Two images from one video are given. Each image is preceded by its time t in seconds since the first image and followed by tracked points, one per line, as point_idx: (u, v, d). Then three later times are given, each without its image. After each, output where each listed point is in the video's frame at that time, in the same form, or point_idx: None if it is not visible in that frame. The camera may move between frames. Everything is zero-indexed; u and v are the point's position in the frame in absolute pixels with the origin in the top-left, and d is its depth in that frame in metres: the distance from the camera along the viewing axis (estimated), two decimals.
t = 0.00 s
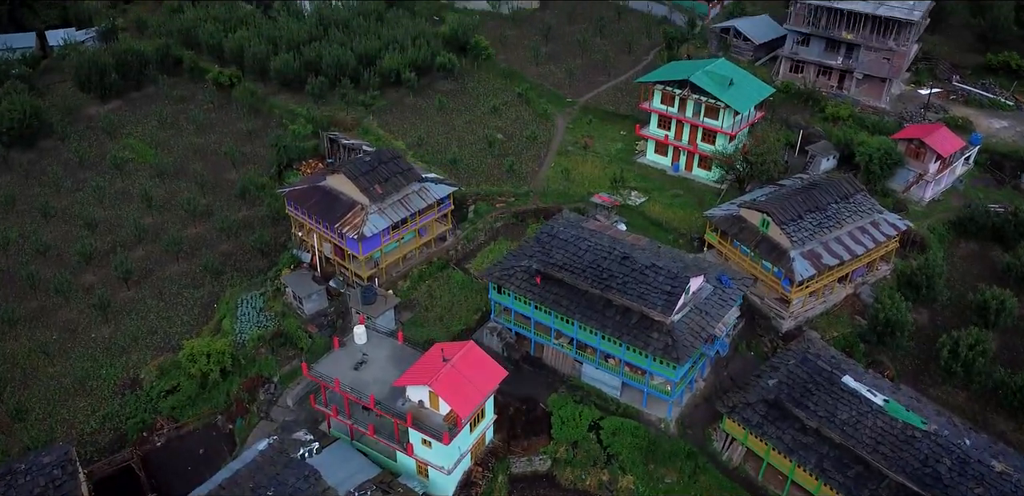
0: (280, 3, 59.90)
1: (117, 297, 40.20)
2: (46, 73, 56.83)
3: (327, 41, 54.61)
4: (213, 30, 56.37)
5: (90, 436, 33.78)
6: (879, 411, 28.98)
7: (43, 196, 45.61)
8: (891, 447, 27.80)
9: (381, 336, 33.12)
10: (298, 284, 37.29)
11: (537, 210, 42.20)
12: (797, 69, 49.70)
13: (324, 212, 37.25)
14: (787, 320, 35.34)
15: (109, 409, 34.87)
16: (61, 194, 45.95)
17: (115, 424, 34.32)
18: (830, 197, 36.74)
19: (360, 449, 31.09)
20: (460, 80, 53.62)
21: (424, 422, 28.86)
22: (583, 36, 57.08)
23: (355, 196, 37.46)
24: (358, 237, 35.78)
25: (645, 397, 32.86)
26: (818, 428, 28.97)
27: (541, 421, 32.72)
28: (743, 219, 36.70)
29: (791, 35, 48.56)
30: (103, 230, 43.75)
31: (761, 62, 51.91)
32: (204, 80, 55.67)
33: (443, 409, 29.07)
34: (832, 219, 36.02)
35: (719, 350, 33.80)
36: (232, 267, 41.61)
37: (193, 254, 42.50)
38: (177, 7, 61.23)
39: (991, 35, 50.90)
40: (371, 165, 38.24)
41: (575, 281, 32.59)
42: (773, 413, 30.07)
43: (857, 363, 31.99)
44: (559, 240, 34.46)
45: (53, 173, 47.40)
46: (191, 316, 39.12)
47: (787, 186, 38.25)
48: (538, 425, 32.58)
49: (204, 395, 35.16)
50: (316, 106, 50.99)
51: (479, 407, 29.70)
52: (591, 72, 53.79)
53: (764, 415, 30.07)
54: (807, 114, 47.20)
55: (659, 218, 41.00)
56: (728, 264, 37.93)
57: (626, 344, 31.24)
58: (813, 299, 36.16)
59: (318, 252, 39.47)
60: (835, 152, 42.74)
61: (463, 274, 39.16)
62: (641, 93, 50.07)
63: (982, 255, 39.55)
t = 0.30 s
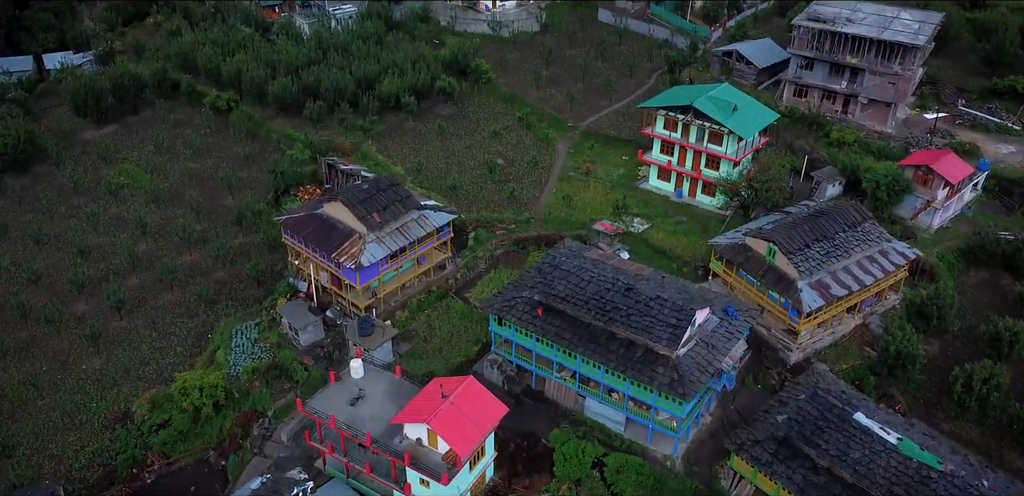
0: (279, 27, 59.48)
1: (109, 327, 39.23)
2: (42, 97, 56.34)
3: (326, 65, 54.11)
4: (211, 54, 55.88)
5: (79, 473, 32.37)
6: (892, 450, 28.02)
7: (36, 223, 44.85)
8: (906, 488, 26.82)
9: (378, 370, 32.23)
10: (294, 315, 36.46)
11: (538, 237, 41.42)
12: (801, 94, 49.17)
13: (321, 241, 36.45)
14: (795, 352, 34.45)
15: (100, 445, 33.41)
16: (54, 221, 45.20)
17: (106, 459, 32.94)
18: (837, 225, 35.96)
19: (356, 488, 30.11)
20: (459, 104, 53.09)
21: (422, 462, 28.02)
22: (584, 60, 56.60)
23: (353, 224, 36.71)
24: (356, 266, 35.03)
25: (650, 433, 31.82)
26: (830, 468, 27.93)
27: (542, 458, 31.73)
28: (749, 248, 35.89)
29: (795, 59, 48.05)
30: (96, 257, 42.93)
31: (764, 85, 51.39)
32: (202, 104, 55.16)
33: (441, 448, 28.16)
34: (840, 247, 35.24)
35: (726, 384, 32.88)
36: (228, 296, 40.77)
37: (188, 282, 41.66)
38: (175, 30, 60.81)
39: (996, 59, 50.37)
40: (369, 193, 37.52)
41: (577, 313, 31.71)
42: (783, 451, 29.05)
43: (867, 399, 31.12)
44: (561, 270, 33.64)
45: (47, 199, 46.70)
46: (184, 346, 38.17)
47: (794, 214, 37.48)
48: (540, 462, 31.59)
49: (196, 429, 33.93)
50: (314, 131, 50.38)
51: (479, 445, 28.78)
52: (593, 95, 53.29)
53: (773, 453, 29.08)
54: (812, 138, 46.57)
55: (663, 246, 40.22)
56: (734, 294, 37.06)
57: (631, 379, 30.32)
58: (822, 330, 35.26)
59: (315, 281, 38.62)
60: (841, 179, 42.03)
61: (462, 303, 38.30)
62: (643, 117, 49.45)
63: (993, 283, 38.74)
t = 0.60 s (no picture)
0: (278, 49, 59.05)
1: (101, 358, 38.21)
2: (38, 120, 55.79)
3: (325, 88, 53.62)
4: (209, 77, 55.38)
5: None
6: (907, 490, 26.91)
7: (28, 250, 44.09)
8: None
9: (375, 405, 31.30)
10: (289, 347, 35.79)
11: (539, 265, 40.63)
12: (805, 118, 48.60)
13: (317, 270, 35.64)
14: (803, 385, 33.53)
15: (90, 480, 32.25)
16: (47, 248, 44.42)
17: None
18: (845, 253, 35.17)
19: None
20: (460, 128, 52.56)
21: None
22: (586, 83, 56.16)
23: (350, 253, 35.96)
24: (353, 296, 34.23)
25: (655, 469, 30.76)
26: None
27: None
28: (755, 277, 35.07)
29: (798, 83, 47.52)
30: (89, 285, 42.11)
31: (768, 109, 50.88)
32: (199, 127, 54.58)
33: (439, 487, 27.20)
34: (848, 277, 34.44)
35: (733, 420, 31.90)
36: (222, 325, 39.89)
37: (182, 311, 40.78)
38: (173, 53, 60.36)
39: (1001, 83, 49.90)
40: (367, 221, 36.79)
41: (580, 346, 30.81)
42: (793, 491, 27.90)
43: (879, 435, 30.18)
44: (562, 301, 32.82)
45: (40, 225, 45.97)
46: (177, 377, 37.14)
47: (800, 243, 36.71)
48: None
49: (186, 465, 32.80)
50: (313, 156, 49.79)
51: (479, 485, 27.78)
52: (594, 120, 52.73)
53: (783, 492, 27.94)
54: (816, 163, 45.92)
55: (667, 275, 39.47)
56: (740, 324, 36.19)
57: (636, 415, 29.37)
58: (830, 362, 34.34)
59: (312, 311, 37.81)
60: (847, 205, 41.29)
61: (462, 333, 37.42)
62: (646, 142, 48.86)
63: (1003, 313, 37.94)
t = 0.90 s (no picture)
0: (277, 70, 58.60)
1: (92, 386, 37.28)
2: (34, 142, 55.22)
3: (324, 110, 53.11)
4: (206, 99, 54.90)
5: None
6: None
7: (21, 275, 43.32)
8: None
9: (372, 438, 30.40)
10: (285, 376, 34.91)
11: (541, 292, 39.87)
12: (809, 140, 48.01)
13: (314, 298, 34.90)
14: (812, 416, 32.62)
15: None
16: (40, 272, 43.66)
17: None
18: (854, 281, 34.40)
19: None
20: (460, 151, 51.99)
21: None
22: (587, 105, 55.71)
23: (348, 280, 35.22)
24: (350, 325, 33.45)
25: None
26: None
27: None
28: (762, 305, 34.28)
29: (802, 105, 46.97)
30: (81, 311, 41.29)
31: (771, 131, 50.40)
32: (196, 150, 54.03)
33: None
34: (857, 305, 33.65)
35: (740, 453, 30.97)
36: (217, 352, 39.04)
37: (176, 338, 39.93)
38: (171, 74, 59.92)
39: (1007, 105, 49.39)
40: (365, 247, 36.10)
41: (583, 377, 29.94)
42: None
43: (892, 470, 29.17)
44: (565, 331, 32.01)
45: (34, 250, 45.25)
46: (170, 406, 36.23)
47: (807, 269, 35.95)
48: None
49: None
50: (311, 178, 49.19)
51: None
52: (596, 141, 52.17)
53: None
54: (822, 186, 45.24)
55: (671, 301, 38.69)
56: (746, 352, 35.33)
57: (640, 449, 28.47)
58: (840, 392, 33.44)
59: (309, 339, 37.04)
60: (854, 229, 40.52)
61: (462, 362, 36.55)
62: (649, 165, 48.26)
63: (1015, 341, 37.19)
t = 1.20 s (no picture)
0: (275, 93, 58.11)
1: (81, 417, 36.20)
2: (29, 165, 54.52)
3: (322, 133, 52.54)
4: (204, 122, 54.34)
5: None
6: None
7: (11, 301, 42.43)
8: None
9: (368, 474, 29.49)
10: (279, 409, 33.93)
11: (542, 319, 39.01)
12: (814, 164, 47.39)
13: (310, 327, 34.08)
14: (821, 450, 31.69)
15: None
16: (31, 299, 42.80)
17: None
18: (862, 310, 33.57)
19: None
20: (459, 174, 51.36)
21: None
22: (587, 127, 55.20)
23: (344, 309, 34.40)
24: (346, 356, 32.59)
25: None
26: None
27: None
28: (768, 335, 33.43)
29: (806, 129, 46.41)
30: (72, 339, 40.34)
31: (775, 154, 49.84)
32: (193, 173, 53.37)
33: None
34: (866, 335, 32.81)
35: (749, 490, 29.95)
36: (210, 381, 38.03)
37: (169, 366, 38.91)
38: (168, 96, 59.43)
39: (1013, 128, 48.85)
40: (362, 275, 35.33)
41: (586, 411, 28.97)
42: None
43: None
44: (567, 363, 31.14)
45: (26, 276, 44.44)
46: (161, 438, 35.16)
47: (815, 298, 35.15)
48: None
49: None
50: (308, 203, 48.51)
51: None
52: (597, 165, 51.54)
53: None
54: (827, 211, 44.55)
55: (675, 329, 37.84)
56: (753, 383, 34.45)
57: (646, 488, 27.44)
58: (849, 425, 32.53)
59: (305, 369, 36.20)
60: (860, 255, 39.78)
61: (461, 392, 35.63)
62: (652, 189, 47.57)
63: None
